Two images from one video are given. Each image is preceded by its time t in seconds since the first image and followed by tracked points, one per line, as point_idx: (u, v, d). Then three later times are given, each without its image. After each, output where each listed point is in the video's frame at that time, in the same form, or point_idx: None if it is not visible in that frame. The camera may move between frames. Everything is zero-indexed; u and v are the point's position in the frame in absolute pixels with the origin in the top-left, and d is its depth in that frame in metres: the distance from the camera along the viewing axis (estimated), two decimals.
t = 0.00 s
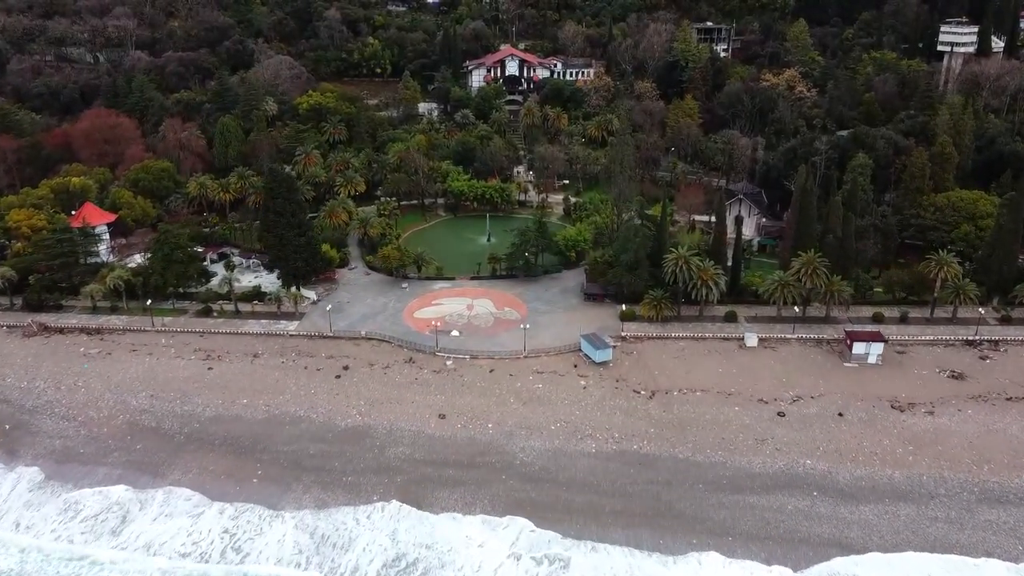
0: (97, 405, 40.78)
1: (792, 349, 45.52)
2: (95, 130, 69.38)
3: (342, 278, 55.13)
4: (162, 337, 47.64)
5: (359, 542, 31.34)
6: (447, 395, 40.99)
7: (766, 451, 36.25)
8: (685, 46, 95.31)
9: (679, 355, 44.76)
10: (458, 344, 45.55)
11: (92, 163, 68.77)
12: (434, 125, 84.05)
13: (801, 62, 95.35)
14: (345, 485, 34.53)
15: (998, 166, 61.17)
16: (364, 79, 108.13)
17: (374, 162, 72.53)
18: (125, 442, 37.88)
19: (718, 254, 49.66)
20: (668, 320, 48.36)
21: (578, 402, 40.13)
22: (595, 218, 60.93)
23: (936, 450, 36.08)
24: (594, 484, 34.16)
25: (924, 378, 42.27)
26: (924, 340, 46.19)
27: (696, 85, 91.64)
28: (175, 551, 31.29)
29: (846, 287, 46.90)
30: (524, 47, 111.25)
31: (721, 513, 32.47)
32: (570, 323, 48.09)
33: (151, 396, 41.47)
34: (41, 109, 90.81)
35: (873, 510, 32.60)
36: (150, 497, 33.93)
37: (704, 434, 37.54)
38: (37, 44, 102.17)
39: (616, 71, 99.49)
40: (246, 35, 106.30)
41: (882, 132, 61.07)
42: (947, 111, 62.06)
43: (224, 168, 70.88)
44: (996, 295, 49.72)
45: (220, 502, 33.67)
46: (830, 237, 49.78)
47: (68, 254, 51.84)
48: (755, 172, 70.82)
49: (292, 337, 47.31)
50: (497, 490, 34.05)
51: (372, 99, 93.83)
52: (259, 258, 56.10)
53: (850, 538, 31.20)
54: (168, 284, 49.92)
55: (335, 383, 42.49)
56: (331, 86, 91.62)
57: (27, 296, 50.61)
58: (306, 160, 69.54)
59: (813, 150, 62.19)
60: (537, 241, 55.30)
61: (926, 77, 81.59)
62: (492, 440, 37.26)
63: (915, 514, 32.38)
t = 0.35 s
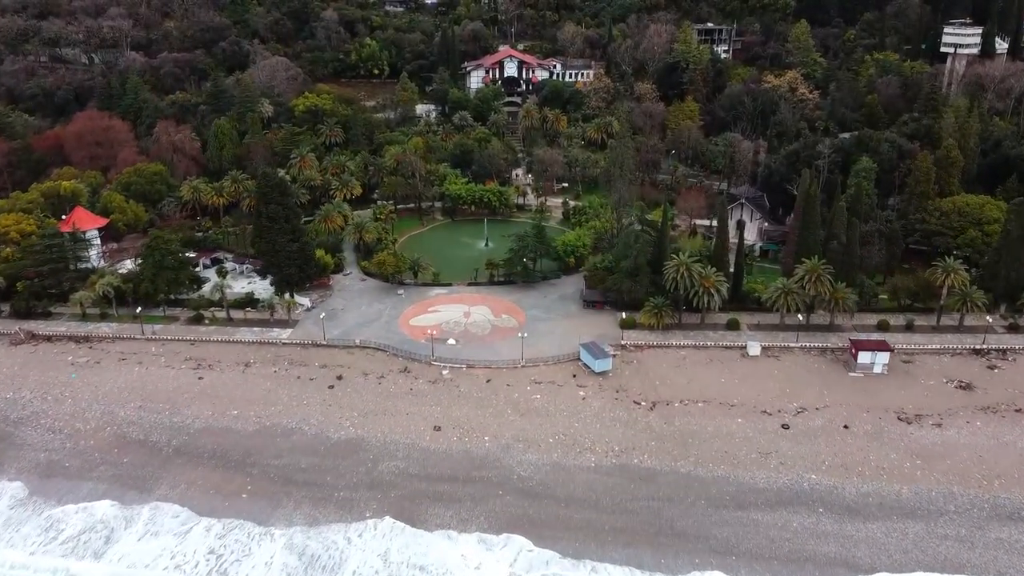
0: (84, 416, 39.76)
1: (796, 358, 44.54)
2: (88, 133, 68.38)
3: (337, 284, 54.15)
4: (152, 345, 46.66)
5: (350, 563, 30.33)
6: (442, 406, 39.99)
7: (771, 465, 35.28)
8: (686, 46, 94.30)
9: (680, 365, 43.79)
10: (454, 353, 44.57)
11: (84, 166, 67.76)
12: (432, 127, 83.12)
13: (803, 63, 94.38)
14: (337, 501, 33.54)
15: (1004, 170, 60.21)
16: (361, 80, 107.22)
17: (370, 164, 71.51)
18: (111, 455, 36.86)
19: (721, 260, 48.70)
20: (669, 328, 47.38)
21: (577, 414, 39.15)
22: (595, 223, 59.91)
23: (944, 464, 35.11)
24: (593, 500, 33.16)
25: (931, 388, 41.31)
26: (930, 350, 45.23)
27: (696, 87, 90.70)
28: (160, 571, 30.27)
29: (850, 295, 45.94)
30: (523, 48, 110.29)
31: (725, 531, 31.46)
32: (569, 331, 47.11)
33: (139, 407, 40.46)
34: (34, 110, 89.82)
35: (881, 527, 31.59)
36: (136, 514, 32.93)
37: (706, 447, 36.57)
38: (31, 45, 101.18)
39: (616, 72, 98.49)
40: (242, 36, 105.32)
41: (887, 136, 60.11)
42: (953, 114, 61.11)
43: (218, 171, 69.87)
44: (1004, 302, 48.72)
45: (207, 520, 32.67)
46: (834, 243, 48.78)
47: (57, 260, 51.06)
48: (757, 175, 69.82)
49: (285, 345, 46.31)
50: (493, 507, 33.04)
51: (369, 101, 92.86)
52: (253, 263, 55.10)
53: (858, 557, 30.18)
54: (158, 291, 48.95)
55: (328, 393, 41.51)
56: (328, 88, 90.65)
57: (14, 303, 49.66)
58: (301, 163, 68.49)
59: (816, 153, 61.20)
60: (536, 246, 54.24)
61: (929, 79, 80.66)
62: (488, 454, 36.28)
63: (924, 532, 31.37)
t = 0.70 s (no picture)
0: (70, 429, 38.71)
1: (800, 368, 43.57)
2: (79, 136, 67.35)
3: (332, 291, 53.18)
4: (141, 354, 45.61)
5: None
6: (438, 418, 38.99)
7: (775, 481, 34.29)
8: (686, 47, 93.29)
9: (681, 375, 42.81)
10: (450, 363, 43.58)
11: (76, 170, 66.73)
12: (430, 130, 82.22)
13: (805, 64, 93.40)
14: (328, 518, 32.51)
15: (1010, 174, 59.20)
16: (359, 81, 106.30)
17: (366, 167, 70.46)
18: (96, 470, 35.83)
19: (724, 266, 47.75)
20: (670, 336, 46.41)
21: (576, 427, 38.15)
22: (594, 228, 58.95)
23: (954, 480, 34.11)
24: (592, 518, 32.13)
25: (939, 400, 40.32)
26: (937, 359, 44.24)
27: (697, 89, 89.75)
28: None
29: (856, 303, 44.94)
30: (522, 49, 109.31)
31: (728, 551, 30.42)
32: (568, 340, 46.13)
33: (127, 419, 39.41)
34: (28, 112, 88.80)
35: (890, 547, 30.56)
36: (121, 533, 31.90)
37: (708, 461, 35.57)
38: (25, 46, 100.20)
39: (616, 73, 97.52)
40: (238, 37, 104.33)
41: (891, 139, 59.16)
42: (958, 118, 60.14)
43: (212, 174, 68.85)
44: (1012, 310, 47.70)
45: (194, 538, 31.64)
46: (839, 250, 47.80)
47: (46, 266, 49.94)
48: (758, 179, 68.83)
49: (278, 354, 45.31)
50: (489, 524, 32.01)
51: (366, 103, 91.90)
52: (246, 269, 54.11)
53: None
54: (149, 298, 47.92)
55: (320, 405, 40.50)
56: (324, 89, 89.70)
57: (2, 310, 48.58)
58: (296, 166, 67.43)
59: (819, 157, 60.19)
60: (534, 252, 53.27)
61: (933, 81, 79.71)
62: (484, 468, 35.27)
63: (935, 552, 30.33)
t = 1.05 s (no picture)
0: (55, 442, 37.69)
1: (804, 378, 42.58)
2: (71, 138, 66.33)
3: (326, 298, 52.22)
4: (131, 364, 44.59)
5: None
6: (433, 431, 37.98)
7: (780, 497, 33.30)
8: (686, 49, 92.37)
9: (683, 386, 41.82)
10: (446, 373, 42.57)
11: (67, 173, 65.74)
12: (428, 133, 81.37)
13: (807, 66, 92.45)
14: (319, 536, 31.50)
15: (1017, 178, 58.13)
16: (356, 83, 105.33)
17: (362, 170, 69.42)
18: (82, 485, 34.81)
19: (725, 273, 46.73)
20: (671, 345, 45.41)
21: (575, 440, 37.15)
22: (594, 233, 57.94)
23: (964, 497, 33.14)
24: (592, 536, 31.12)
25: (947, 412, 39.34)
26: (945, 369, 43.24)
27: (698, 91, 88.77)
28: None
29: (861, 311, 43.94)
30: (521, 49, 108.17)
31: (732, 572, 29.41)
32: (567, 349, 45.11)
33: (114, 432, 38.40)
34: (21, 114, 87.72)
35: (899, 567, 29.55)
36: (105, 552, 30.91)
37: (711, 477, 34.59)
38: (18, 47, 99.17)
39: (616, 75, 96.58)
40: (234, 37, 103.35)
41: (896, 143, 58.18)
42: (964, 121, 59.13)
43: (206, 177, 67.86)
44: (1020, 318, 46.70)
45: (181, 558, 30.63)
46: (843, 257, 46.79)
47: (35, 273, 48.77)
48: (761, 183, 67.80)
49: (270, 363, 44.31)
50: (485, 543, 30.99)
51: (363, 105, 90.99)
52: (239, 276, 53.13)
53: None
54: (139, 306, 46.92)
55: (313, 417, 39.48)
56: (321, 91, 88.75)
57: None
58: (290, 170, 66.38)
59: (822, 161, 59.18)
60: (532, 259, 52.23)
61: (936, 84, 78.84)
62: (481, 484, 34.27)
63: (945, 572, 29.31)
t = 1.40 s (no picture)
0: (40, 456, 36.65)
1: (809, 389, 41.59)
2: (63, 141, 65.30)
3: (321, 305, 51.24)
4: (120, 374, 43.58)
5: None
6: (428, 445, 36.96)
7: (785, 515, 32.30)
8: (687, 50, 91.36)
9: (685, 397, 40.82)
10: (442, 384, 41.56)
11: (59, 177, 64.74)
12: (426, 136, 80.38)
13: (809, 68, 91.52)
14: (310, 556, 30.45)
15: None
16: (354, 85, 104.33)
17: (358, 173, 68.36)
18: (66, 502, 33.77)
19: (727, 280, 45.64)
20: (672, 355, 44.40)
21: (574, 454, 36.16)
22: (593, 238, 56.88)
23: (975, 515, 32.14)
24: (592, 556, 30.10)
25: (956, 425, 38.36)
26: (953, 380, 42.24)
27: (699, 93, 87.72)
28: None
29: (867, 320, 42.95)
30: (520, 50, 107.03)
31: None
32: (566, 359, 44.12)
33: (101, 445, 37.40)
34: (14, 116, 86.65)
35: None
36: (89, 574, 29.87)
37: (715, 493, 33.59)
38: (12, 48, 98.14)
39: (615, 77, 95.60)
40: (230, 38, 102.40)
41: (900, 147, 57.13)
42: (970, 124, 58.09)
43: (200, 181, 66.84)
44: None
45: None
46: (848, 264, 45.77)
47: (22, 281, 47.81)
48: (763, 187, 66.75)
49: (262, 374, 43.30)
50: (481, 563, 29.95)
51: (361, 108, 90.04)
52: (231, 283, 52.16)
53: None
54: (128, 314, 45.91)
55: (305, 429, 38.49)
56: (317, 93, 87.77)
57: None
58: (285, 174, 65.39)
59: (826, 165, 58.16)
60: (531, 265, 51.15)
61: (940, 86, 78.03)
62: (477, 501, 33.26)
63: None
